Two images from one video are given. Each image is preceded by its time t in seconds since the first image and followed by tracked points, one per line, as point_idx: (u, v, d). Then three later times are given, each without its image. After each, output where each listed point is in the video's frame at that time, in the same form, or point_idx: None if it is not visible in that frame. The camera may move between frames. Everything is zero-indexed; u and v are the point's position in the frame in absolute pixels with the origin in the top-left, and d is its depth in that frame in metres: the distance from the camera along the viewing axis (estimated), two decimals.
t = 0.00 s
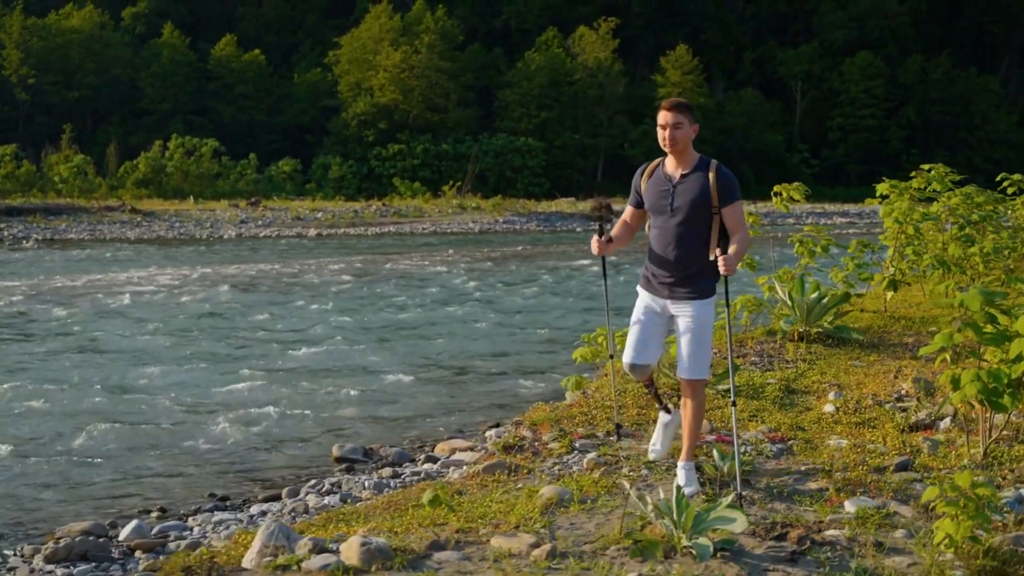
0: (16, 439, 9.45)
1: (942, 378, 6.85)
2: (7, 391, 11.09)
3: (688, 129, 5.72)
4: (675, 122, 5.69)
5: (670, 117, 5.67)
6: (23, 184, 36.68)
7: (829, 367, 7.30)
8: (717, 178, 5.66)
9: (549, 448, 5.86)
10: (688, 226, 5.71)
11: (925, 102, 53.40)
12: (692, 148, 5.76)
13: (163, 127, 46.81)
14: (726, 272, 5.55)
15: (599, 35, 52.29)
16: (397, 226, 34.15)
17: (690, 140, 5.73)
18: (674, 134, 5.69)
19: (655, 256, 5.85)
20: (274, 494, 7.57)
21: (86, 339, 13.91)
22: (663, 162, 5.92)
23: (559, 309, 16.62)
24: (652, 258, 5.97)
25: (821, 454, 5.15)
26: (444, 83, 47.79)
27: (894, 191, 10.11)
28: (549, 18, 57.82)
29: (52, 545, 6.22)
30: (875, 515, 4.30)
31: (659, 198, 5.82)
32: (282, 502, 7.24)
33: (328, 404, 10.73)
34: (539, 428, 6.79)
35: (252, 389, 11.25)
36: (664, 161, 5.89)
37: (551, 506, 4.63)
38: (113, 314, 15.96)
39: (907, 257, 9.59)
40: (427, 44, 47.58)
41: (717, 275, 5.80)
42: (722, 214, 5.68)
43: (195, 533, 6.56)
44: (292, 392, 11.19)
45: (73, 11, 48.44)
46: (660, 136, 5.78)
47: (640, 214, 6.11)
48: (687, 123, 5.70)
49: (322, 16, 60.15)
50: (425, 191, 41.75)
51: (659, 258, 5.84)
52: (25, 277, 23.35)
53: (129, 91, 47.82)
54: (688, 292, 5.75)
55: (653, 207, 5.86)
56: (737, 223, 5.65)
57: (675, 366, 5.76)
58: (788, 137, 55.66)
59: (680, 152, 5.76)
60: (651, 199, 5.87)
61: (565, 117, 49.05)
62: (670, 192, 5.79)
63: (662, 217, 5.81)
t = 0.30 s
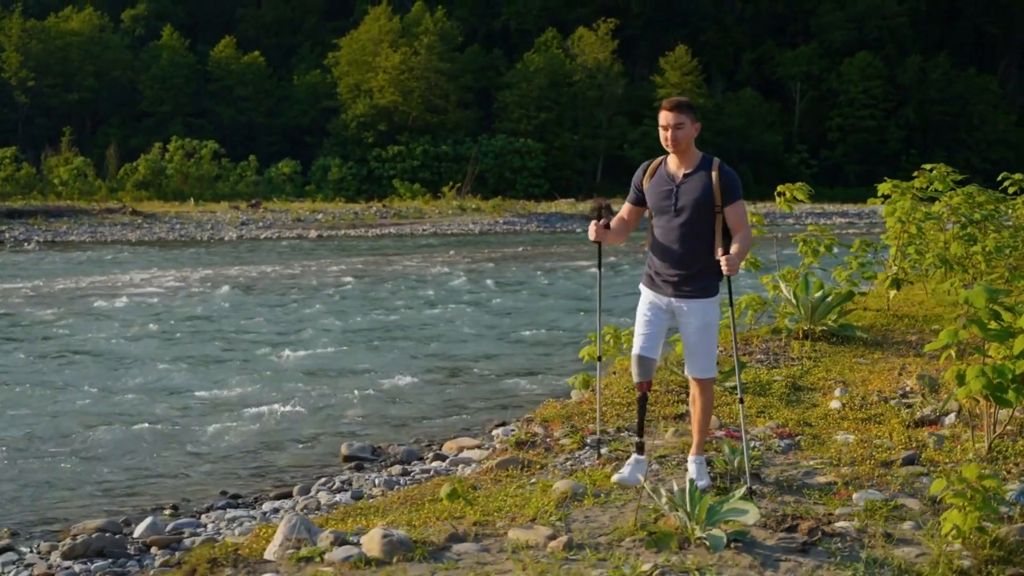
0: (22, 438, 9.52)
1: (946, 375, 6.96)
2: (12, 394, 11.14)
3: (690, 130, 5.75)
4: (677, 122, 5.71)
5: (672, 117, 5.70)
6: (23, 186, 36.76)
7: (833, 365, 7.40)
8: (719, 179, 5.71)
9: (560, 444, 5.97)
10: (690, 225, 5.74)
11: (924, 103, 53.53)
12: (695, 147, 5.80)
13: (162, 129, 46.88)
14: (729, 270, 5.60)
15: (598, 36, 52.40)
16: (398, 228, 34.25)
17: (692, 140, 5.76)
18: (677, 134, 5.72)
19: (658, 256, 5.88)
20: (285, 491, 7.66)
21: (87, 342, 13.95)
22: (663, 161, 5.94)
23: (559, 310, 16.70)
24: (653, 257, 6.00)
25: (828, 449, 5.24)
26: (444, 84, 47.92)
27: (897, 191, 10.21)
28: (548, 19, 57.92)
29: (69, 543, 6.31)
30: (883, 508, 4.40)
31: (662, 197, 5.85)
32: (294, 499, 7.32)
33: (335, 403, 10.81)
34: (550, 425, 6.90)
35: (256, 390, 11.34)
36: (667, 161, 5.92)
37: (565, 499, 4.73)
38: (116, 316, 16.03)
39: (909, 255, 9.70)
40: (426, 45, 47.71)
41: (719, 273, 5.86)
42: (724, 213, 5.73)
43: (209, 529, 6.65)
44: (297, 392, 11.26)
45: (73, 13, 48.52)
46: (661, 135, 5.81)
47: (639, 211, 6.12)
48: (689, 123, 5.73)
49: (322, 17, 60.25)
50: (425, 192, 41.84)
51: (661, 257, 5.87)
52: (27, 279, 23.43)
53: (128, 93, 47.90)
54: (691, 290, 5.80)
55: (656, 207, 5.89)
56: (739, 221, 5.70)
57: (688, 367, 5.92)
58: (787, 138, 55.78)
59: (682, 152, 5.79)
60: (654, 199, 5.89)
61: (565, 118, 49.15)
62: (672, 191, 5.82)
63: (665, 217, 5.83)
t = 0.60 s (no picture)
0: (25, 438, 9.57)
1: (949, 372, 7.06)
2: (12, 394, 11.19)
3: (687, 139, 5.61)
4: (673, 133, 5.56)
5: (668, 128, 5.55)
6: (23, 187, 36.85)
7: (838, 362, 7.49)
8: (719, 187, 5.57)
9: (572, 439, 6.12)
10: (694, 235, 5.60)
11: (923, 103, 53.62)
12: (692, 155, 5.64)
13: (163, 131, 46.94)
14: (727, 274, 5.50)
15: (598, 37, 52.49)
16: (398, 229, 34.35)
17: (689, 150, 5.61)
18: (673, 144, 5.57)
19: (658, 267, 5.74)
20: (295, 488, 7.75)
21: (87, 343, 14.00)
22: (660, 171, 5.79)
23: (558, 310, 16.77)
24: (653, 266, 5.85)
25: (835, 443, 5.33)
26: (443, 85, 48.04)
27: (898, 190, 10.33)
28: (547, 21, 58.01)
29: (84, 538, 6.41)
30: (890, 500, 4.48)
31: (662, 208, 5.68)
32: (305, 496, 7.41)
33: (336, 403, 10.89)
34: (561, 421, 7.03)
35: (256, 390, 11.41)
36: (663, 170, 5.76)
37: (578, 493, 4.82)
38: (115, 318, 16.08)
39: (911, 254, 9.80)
40: (426, 47, 47.84)
41: (720, 279, 5.73)
42: (725, 219, 5.59)
43: (222, 525, 6.73)
44: (297, 392, 11.33)
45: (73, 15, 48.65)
46: (658, 146, 5.65)
47: (637, 219, 5.95)
48: (685, 133, 5.59)
49: (321, 20, 60.36)
50: (424, 193, 41.93)
51: (662, 266, 5.72)
52: (29, 280, 23.50)
53: (128, 95, 47.97)
54: (694, 299, 5.67)
55: (655, 217, 5.74)
56: (739, 227, 5.57)
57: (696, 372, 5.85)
58: (786, 139, 55.88)
59: (679, 162, 5.64)
60: (653, 210, 5.74)
61: (564, 119, 49.23)
62: (672, 202, 5.66)
63: (666, 227, 5.68)
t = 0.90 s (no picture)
0: (31, 436, 9.66)
1: (955, 366, 7.17)
2: (16, 394, 11.26)
3: (678, 145, 5.53)
4: (665, 140, 5.47)
5: (660, 135, 5.47)
6: (24, 189, 36.95)
7: (845, 357, 7.59)
8: (714, 191, 5.52)
9: (584, 433, 6.25)
10: (692, 240, 5.53)
11: (923, 103, 53.71)
12: (683, 161, 5.58)
13: (163, 132, 47.06)
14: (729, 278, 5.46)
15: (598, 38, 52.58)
16: (399, 230, 34.45)
17: (681, 156, 5.53)
18: (666, 151, 5.49)
19: (656, 275, 5.62)
20: (309, 484, 7.85)
21: (90, 343, 14.08)
22: (650, 179, 5.69)
23: (560, 310, 16.87)
24: (647, 276, 5.73)
25: (844, 436, 5.44)
26: (443, 86, 48.16)
27: (903, 189, 10.44)
28: (547, 21, 58.12)
29: (104, 532, 6.51)
30: (901, 490, 4.58)
31: (657, 215, 5.58)
32: (319, 491, 7.51)
33: (340, 401, 10.99)
34: (575, 415, 7.16)
35: (263, 389, 11.51)
36: (655, 178, 5.67)
37: (594, 484, 4.93)
38: (119, 318, 16.16)
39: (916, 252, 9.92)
40: (426, 48, 47.98)
41: (715, 283, 5.68)
42: (721, 223, 5.55)
43: (239, 519, 6.84)
44: (300, 391, 11.42)
45: (74, 17, 48.78)
46: (649, 153, 5.57)
47: (627, 229, 5.83)
48: (677, 137, 5.51)
49: (320, 22, 60.46)
50: (424, 194, 42.01)
51: (660, 275, 5.62)
52: (33, 282, 23.60)
53: (129, 97, 48.07)
54: (696, 303, 5.58)
55: (651, 225, 5.62)
56: (736, 230, 5.55)
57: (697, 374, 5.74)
58: (786, 139, 55.96)
59: (671, 168, 5.56)
60: (648, 217, 5.63)
61: (564, 120, 49.32)
62: (667, 208, 5.57)
63: (662, 235, 5.58)
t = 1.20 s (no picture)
0: (33, 434, 9.71)
1: (960, 363, 7.28)
2: (17, 393, 11.29)
3: (667, 136, 5.58)
4: (653, 132, 5.53)
5: (648, 127, 5.51)
6: (25, 191, 37.01)
7: (853, 354, 7.68)
8: (705, 181, 5.57)
9: (598, 428, 6.43)
10: (684, 232, 5.59)
11: (923, 103, 53.81)
12: (672, 152, 5.62)
13: (164, 134, 47.13)
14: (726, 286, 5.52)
15: (598, 39, 52.67)
16: (401, 230, 34.54)
17: (669, 147, 5.58)
18: (654, 143, 5.54)
19: (651, 268, 5.71)
20: (321, 480, 7.93)
21: (89, 343, 14.11)
22: (641, 171, 5.74)
23: (560, 310, 16.94)
24: (644, 269, 5.81)
25: (855, 429, 5.53)
26: (444, 87, 48.26)
27: (906, 188, 10.54)
28: (547, 22, 58.23)
29: (121, 527, 6.60)
30: (910, 481, 4.69)
31: (649, 207, 5.64)
32: (332, 487, 7.60)
33: (339, 401, 11.01)
34: (588, 409, 7.30)
35: (265, 388, 11.57)
36: (642, 172, 5.72)
37: (609, 476, 5.05)
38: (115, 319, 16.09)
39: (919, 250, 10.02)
40: (426, 49, 48.12)
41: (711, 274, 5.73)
42: (713, 213, 5.60)
43: (254, 514, 6.93)
44: (298, 391, 11.45)
45: (74, 19, 48.88)
46: (639, 147, 5.63)
47: (622, 223, 5.88)
48: (665, 129, 5.56)
49: (320, 23, 60.55)
50: (425, 195, 42.07)
51: (656, 268, 5.69)
52: (37, 283, 23.67)
53: (129, 98, 48.15)
54: (692, 296, 5.65)
55: (643, 218, 5.68)
56: (728, 220, 5.60)
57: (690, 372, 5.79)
58: (786, 139, 56.05)
59: (660, 160, 5.61)
60: (640, 209, 5.68)
61: (565, 120, 49.38)
62: (658, 200, 5.62)
63: (655, 228, 5.65)
